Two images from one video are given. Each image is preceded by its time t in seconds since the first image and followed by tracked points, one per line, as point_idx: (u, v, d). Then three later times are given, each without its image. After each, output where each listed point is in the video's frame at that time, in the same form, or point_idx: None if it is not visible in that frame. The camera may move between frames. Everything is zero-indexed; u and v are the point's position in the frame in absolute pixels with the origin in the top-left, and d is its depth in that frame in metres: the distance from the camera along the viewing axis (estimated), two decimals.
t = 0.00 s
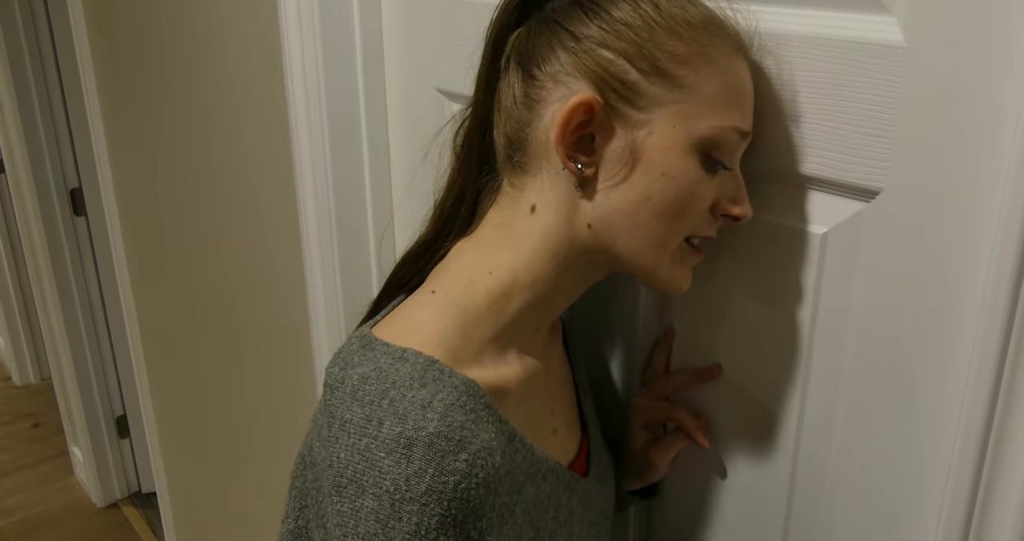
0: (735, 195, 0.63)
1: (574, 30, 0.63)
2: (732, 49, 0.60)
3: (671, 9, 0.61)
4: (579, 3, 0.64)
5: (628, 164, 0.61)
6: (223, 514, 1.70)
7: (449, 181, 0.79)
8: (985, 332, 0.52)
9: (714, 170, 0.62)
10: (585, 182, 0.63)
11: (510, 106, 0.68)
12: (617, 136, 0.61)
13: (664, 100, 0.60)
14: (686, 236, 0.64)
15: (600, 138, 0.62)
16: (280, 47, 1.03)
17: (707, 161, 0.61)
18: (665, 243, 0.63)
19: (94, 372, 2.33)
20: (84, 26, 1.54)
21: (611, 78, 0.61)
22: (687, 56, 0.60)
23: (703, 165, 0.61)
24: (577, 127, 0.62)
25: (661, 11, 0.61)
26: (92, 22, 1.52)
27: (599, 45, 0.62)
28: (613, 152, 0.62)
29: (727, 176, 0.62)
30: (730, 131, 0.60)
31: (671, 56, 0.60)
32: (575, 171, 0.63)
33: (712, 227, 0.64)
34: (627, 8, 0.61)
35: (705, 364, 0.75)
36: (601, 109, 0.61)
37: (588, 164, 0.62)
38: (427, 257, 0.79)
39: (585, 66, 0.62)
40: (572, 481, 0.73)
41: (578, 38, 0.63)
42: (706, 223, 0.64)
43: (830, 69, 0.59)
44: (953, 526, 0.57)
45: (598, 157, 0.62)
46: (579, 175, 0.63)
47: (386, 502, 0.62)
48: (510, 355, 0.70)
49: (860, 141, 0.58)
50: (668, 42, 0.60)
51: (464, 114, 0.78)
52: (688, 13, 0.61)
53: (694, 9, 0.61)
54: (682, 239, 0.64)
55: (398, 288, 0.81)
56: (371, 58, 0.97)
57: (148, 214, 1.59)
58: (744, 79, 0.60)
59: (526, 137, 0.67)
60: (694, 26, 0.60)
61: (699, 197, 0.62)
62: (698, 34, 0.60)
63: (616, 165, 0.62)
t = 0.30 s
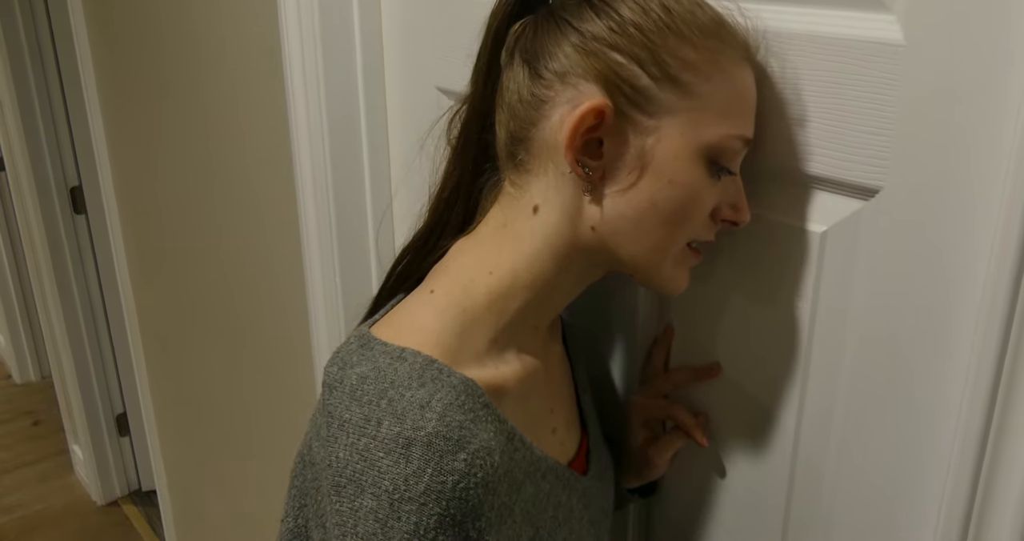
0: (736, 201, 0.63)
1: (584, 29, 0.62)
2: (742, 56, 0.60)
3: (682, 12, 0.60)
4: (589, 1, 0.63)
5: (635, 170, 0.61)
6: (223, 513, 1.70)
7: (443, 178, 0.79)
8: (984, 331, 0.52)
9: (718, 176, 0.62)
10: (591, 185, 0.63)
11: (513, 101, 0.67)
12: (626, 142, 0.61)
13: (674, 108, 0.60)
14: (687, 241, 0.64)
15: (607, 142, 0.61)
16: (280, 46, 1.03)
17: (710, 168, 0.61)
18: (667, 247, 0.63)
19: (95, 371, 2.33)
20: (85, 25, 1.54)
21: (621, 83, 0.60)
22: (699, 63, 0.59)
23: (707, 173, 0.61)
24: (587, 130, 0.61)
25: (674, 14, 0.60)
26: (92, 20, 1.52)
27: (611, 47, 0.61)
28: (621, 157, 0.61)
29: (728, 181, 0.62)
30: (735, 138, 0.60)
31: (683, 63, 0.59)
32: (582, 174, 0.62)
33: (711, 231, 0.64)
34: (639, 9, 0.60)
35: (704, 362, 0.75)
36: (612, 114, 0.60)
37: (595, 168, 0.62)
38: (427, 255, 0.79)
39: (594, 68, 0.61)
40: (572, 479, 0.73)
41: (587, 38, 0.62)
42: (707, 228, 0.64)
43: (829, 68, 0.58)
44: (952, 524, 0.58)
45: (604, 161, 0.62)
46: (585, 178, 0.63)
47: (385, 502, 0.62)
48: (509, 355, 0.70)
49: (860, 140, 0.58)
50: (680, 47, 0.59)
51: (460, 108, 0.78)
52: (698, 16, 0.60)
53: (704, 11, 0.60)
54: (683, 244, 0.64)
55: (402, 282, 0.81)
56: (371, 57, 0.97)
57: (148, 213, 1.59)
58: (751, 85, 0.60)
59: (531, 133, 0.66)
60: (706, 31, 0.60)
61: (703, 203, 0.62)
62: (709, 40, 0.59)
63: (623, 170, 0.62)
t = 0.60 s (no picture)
0: (736, 204, 0.63)
1: (589, 30, 0.61)
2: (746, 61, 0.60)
3: (688, 15, 0.60)
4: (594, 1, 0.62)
5: (640, 175, 0.61)
6: (222, 513, 1.70)
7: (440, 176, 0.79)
8: (982, 333, 0.52)
9: (721, 181, 0.62)
10: (594, 188, 0.63)
11: (515, 102, 0.66)
12: (631, 146, 0.61)
13: (680, 114, 0.60)
14: (688, 244, 0.64)
15: (612, 145, 0.61)
16: (279, 45, 1.03)
17: (712, 171, 0.61)
18: (667, 249, 0.63)
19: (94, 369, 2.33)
20: (84, 24, 1.53)
21: (627, 87, 0.60)
22: (705, 68, 0.59)
23: (709, 176, 0.61)
24: (592, 135, 0.61)
25: (680, 17, 0.59)
26: (91, 18, 1.52)
27: (617, 51, 0.60)
28: (626, 161, 0.61)
29: (729, 185, 0.62)
30: (738, 143, 0.61)
31: (689, 69, 0.59)
32: (586, 178, 0.62)
33: (712, 234, 0.64)
34: (645, 12, 0.60)
35: (703, 361, 0.75)
36: (618, 119, 0.60)
37: (599, 172, 0.62)
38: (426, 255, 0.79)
39: (599, 71, 0.61)
40: (570, 479, 0.73)
41: (592, 39, 0.61)
42: (707, 231, 0.64)
43: (829, 67, 0.58)
44: (951, 524, 0.58)
45: (609, 165, 0.62)
46: (589, 182, 0.62)
47: (381, 501, 0.62)
48: (507, 354, 0.70)
49: (860, 139, 0.58)
50: (687, 53, 0.59)
51: (457, 105, 0.78)
52: (703, 19, 0.60)
53: (709, 14, 0.60)
54: (684, 246, 0.64)
55: (400, 280, 0.81)
56: (370, 55, 0.96)
57: (147, 211, 1.59)
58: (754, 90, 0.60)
59: (533, 134, 0.65)
60: (711, 35, 0.59)
61: (705, 207, 0.62)
62: (715, 45, 0.59)
63: (627, 175, 0.62)
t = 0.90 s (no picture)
0: (734, 201, 0.63)
1: (586, 26, 0.61)
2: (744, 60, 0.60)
3: (683, 12, 0.59)
4: None
5: (637, 172, 0.61)
6: (222, 514, 1.70)
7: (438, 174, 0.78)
8: (981, 331, 0.52)
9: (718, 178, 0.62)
10: (592, 186, 0.63)
11: (512, 99, 0.66)
12: (628, 143, 0.61)
13: (677, 111, 0.59)
14: (686, 241, 0.64)
15: (609, 142, 0.61)
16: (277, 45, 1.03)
17: (709, 169, 0.61)
18: (665, 246, 0.63)
19: (94, 370, 2.33)
20: (81, 25, 1.53)
21: (624, 84, 0.60)
22: (702, 65, 0.59)
23: (706, 173, 0.61)
24: (589, 131, 0.61)
25: (676, 14, 0.59)
26: (89, 19, 1.52)
27: (613, 47, 0.60)
28: (623, 158, 0.61)
29: (727, 183, 0.62)
30: (735, 141, 0.60)
31: (686, 65, 0.59)
32: (582, 174, 0.62)
33: (710, 232, 0.64)
34: (641, 7, 0.59)
35: (701, 359, 0.75)
36: (614, 116, 0.60)
37: (595, 169, 0.62)
38: (425, 254, 0.79)
39: (595, 67, 0.60)
40: (568, 478, 0.73)
41: (588, 36, 0.61)
42: (704, 229, 0.64)
43: (826, 64, 0.58)
44: (950, 523, 0.57)
45: (605, 162, 0.62)
46: (586, 178, 0.62)
47: (378, 500, 0.62)
48: (504, 353, 0.70)
49: (857, 136, 0.58)
50: (683, 49, 0.59)
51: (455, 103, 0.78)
52: (701, 17, 0.60)
53: (705, 11, 0.60)
54: (681, 243, 0.64)
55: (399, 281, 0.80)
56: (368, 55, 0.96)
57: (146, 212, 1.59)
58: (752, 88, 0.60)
59: (530, 132, 0.65)
60: (708, 32, 0.59)
61: (701, 204, 0.62)
62: (711, 42, 0.59)
63: (624, 171, 0.61)
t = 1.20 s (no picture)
0: (736, 197, 0.63)
1: (584, 22, 0.61)
2: (743, 57, 0.60)
3: (682, 7, 0.59)
4: None
5: (637, 167, 0.61)
6: (222, 513, 1.70)
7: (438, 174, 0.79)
8: (981, 330, 0.52)
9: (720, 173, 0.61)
10: (592, 182, 0.62)
11: (511, 97, 0.66)
12: (627, 138, 0.60)
13: (677, 106, 0.59)
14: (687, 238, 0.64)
15: (608, 137, 0.61)
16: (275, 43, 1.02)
17: (709, 165, 0.61)
18: (665, 244, 0.63)
19: (94, 369, 2.33)
20: (80, 24, 1.53)
21: (623, 79, 0.60)
22: (702, 60, 0.59)
23: (707, 170, 0.61)
24: (588, 127, 0.60)
25: (674, 9, 0.59)
26: (87, 18, 1.51)
27: (612, 42, 0.60)
28: (622, 154, 0.61)
29: (728, 179, 0.62)
30: (736, 135, 0.60)
31: (685, 60, 0.59)
32: (582, 170, 0.62)
33: (712, 228, 0.64)
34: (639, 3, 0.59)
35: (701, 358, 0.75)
36: (613, 111, 0.60)
37: (595, 164, 0.62)
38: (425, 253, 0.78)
39: (594, 63, 0.60)
40: (567, 477, 0.73)
41: (586, 31, 0.61)
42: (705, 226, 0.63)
43: (825, 61, 0.58)
44: (950, 523, 0.57)
45: (604, 157, 0.61)
46: (585, 174, 0.62)
47: (376, 499, 0.62)
48: (503, 351, 0.69)
49: (856, 133, 0.58)
50: (682, 44, 0.59)
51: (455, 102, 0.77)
52: (700, 13, 0.59)
53: (703, 7, 0.60)
54: (682, 240, 0.64)
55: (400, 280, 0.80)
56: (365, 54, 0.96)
57: (145, 211, 1.58)
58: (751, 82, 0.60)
59: (529, 129, 0.65)
60: (707, 27, 0.59)
61: (703, 200, 0.62)
62: (709, 36, 0.59)
63: (624, 167, 0.61)
